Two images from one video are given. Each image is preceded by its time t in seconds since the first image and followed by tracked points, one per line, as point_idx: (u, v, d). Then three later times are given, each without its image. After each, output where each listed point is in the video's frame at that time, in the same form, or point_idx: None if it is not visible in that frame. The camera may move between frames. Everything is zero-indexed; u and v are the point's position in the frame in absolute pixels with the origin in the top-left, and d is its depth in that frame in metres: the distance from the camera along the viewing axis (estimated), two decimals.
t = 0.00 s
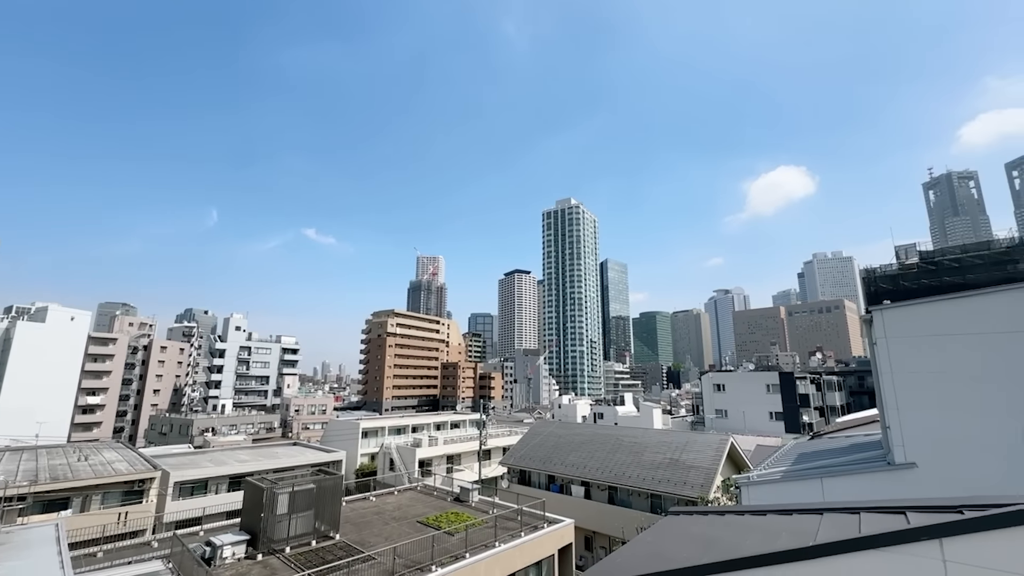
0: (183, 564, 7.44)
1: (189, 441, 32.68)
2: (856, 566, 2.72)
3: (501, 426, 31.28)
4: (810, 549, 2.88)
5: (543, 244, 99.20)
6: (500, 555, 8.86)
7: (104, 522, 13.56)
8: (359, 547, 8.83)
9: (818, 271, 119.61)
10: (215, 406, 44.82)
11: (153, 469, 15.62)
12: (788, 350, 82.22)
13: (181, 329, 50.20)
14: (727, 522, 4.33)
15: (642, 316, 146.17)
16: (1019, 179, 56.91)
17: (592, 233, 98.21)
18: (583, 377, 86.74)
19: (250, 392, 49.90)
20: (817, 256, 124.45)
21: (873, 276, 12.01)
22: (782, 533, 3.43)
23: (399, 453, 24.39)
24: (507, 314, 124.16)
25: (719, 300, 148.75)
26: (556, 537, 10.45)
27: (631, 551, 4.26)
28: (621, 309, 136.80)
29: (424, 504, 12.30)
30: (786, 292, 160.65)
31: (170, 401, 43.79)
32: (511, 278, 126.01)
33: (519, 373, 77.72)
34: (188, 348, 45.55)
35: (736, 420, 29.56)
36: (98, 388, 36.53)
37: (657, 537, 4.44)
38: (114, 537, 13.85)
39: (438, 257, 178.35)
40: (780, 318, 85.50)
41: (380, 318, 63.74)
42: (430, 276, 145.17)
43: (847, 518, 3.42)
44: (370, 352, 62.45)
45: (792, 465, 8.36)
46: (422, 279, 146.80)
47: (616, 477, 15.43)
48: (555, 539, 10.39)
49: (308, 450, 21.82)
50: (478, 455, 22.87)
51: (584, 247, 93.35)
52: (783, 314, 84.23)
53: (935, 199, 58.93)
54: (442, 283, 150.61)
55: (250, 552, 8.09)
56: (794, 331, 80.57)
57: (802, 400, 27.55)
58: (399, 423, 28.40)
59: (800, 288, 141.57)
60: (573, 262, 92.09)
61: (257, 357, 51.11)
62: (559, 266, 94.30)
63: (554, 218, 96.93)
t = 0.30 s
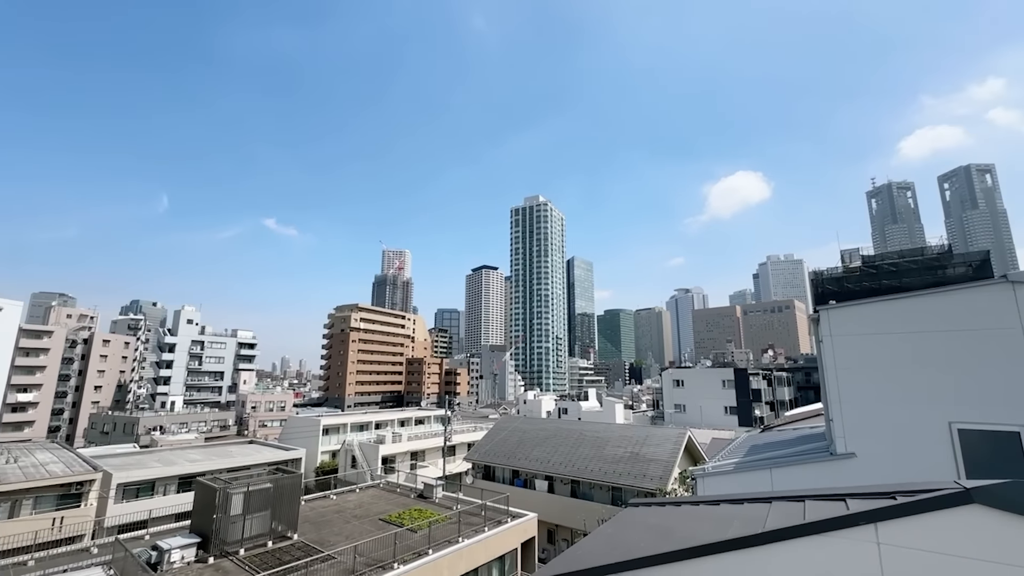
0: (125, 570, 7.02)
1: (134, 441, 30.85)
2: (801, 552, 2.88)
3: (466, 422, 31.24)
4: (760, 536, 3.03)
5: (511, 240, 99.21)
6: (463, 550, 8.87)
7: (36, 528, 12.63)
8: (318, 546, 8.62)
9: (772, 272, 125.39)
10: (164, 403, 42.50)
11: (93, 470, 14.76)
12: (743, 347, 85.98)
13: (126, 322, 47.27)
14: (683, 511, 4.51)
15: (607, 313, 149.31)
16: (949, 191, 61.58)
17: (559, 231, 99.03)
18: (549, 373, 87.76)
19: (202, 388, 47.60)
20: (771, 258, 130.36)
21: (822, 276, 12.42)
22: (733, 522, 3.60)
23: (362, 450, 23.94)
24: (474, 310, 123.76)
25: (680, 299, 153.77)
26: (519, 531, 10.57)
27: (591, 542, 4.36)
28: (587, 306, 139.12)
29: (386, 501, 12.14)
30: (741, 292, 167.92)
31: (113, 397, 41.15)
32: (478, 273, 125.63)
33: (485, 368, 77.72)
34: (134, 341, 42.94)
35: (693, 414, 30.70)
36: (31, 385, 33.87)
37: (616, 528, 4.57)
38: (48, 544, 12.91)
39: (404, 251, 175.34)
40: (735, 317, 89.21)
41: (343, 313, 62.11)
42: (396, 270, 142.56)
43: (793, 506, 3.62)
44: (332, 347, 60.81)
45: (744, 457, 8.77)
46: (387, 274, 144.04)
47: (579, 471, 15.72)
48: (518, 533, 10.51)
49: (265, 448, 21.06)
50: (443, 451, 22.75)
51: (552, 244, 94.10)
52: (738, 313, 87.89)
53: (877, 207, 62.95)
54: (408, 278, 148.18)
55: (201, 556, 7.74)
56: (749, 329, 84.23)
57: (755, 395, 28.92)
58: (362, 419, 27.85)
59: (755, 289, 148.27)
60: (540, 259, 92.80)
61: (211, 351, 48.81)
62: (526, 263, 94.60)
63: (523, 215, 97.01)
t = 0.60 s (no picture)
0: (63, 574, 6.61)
1: (73, 438, 28.89)
2: (744, 535, 3.05)
3: (431, 415, 31.06)
4: (706, 521, 3.19)
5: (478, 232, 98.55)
6: (425, 543, 8.86)
7: None
8: (274, 543, 8.41)
9: (729, 269, 130.63)
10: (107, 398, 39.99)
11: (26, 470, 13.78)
12: (701, 340, 89.36)
13: (62, 310, 44.04)
14: (639, 499, 4.68)
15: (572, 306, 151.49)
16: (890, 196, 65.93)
17: (526, 224, 99.18)
18: (514, 365, 88.42)
19: (150, 381, 45.07)
20: (728, 255, 135.62)
21: (775, 274, 13.03)
22: (685, 509, 3.77)
23: (323, 443, 23.41)
24: (440, 302, 122.64)
25: (642, 293, 157.94)
26: (483, 522, 10.68)
27: (552, 531, 4.45)
28: (552, 299, 140.76)
29: (348, 495, 11.96)
30: (700, 288, 174.19)
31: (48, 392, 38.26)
32: (445, 265, 124.33)
33: (451, 361, 77.41)
34: (73, 332, 40.05)
35: (653, 405, 31.76)
36: None
37: (576, 517, 4.69)
38: None
39: (368, 241, 171.24)
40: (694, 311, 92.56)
41: (303, 303, 60.13)
42: (360, 261, 139.11)
43: (738, 492, 3.83)
44: (291, 339, 58.85)
45: (698, 446, 9.17)
46: (351, 264, 140.30)
47: (542, 462, 15.98)
48: (482, 524, 10.61)
49: (219, 444, 20.22)
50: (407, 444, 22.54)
51: (519, 237, 94.21)
52: (697, 308, 91.10)
53: (825, 209, 66.57)
54: (372, 268, 144.96)
55: (148, 557, 7.39)
56: (706, 322, 87.54)
57: (710, 386, 30.24)
58: (323, 412, 27.19)
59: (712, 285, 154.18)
60: (507, 253, 92.80)
61: (160, 343, 46.26)
62: (493, 255, 94.35)
63: (490, 207, 96.42)
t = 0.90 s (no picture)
0: None
1: None
2: (683, 522, 3.23)
3: (385, 410, 30.51)
4: (649, 509, 3.35)
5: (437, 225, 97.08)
6: (378, 540, 8.73)
7: None
8: (216, 546, 8.02)
9: (680, 268, 136.10)
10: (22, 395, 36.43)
11: None
12: (652, 336, 92.78)
13: None
14: (587, 490, 4.84)
15: (530, 302, 152.91)
16: (824, 205, 71.06)
17: (486, 218, 98.79)
18: (472, 359, 88.38)
19: (74, 376, 41.47)
20: (680, 255, 141.23)
21: (720, 274, 13.79)
22: (632, 497, 3.94)
23: (270, 441, 22.46)
24: (397, 295, 120.18)
25: (598, 290, 161.74)
26: (437, 517, 10.65)
27: (502, 524, 4.52)
28: (510, 295, 141.53)
29: (296, 494, 11.57)
30: (652, 286, 180.60)
31: None
32: (402, 258, 121.73)
33: (407, 355, 76.24)
34: None
35: (606, 398, 32.75)
36: None
37: (527, 510, 4.80)
38: None
39: (322, 231, 164.90)
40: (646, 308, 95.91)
41: (250, 294, 57.15)
42: (313, 251, 133.71)
43: (679, 480, 4.06)
44: (236, 332, 55.83)
45: (647, 439, 9.55)
46: (302, 254, 134.57)
47: (497, 455, 16.11)
48: (436, 519, 10.59)
49: (153, 443, 18.94)
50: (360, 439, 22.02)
51: (478, 232, 93.71)
52: (648, 305, 94.42)
53: (768, 214, 70.77)
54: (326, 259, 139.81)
55: (70, 566, 6.83)
56: (658, 319, 90.84)
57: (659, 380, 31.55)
58: (271, 408, 26.05)
59: (664, 284, 160.25)
60: (467, 247, 92.20)
61: (85, 334, 42.64)
62: (452, 249, 93.34)
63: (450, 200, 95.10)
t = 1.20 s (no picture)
0: None
1: None
2: (624, 511, 3.38)
3: (333, 406, 29.54)
4: (593, 500, 3.47)
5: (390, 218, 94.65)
6: (323, 540, 8.49)
7: None
8: (141, 555, 7.47)
9: (630, 267, 140.66)
10: None
11: None
12: (602, 332, 95.37)
13: None
14: (536, 483, 4.96)
15: (484, 297, 152.64)
16: (761, 211, 76.06)
17: (441, 212, 97.47)
18: (424, 355, 87.33)
19: None
20: (630, 254, 145.84)
21: (667, 274, 14.43)
22: (578, 488, 4.08)
23: (205, 440, 21.16)
24: (346, 288, 116.26)
25: (551, 287, 164.09)
26: (385, 515, 10.48)
27: (451, 519, 4.55)
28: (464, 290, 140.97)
29: (234, 496, 10.99)
30: (603, 284, 185.45)
31: None
32: (353, 250, 117.81)
33: (356, 350, 74.09)
34: None
35: (556, 393, 33.42)
36: None
37: (476, 504, 4.85)
38: None
39: (266, 220, 156.46)
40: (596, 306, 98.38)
41: (185, 284, 53.43)
42: (256, 240, 126.65)
43: (622, 470, 4.24)
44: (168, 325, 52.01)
45: (594, 432, 9.85)
46: (244, 243, 127.16)
47: (448, 451, 16.05)
48: (384, 517, 10.45)
49: (69, 445, 17.32)
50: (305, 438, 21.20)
51: (433, 225, 92.32)
52: (599, 302, 97.05)
53: (711, 218, 74.79)
54: (270, 249, 132.84)
55: None
56: (608, 316, 93.53)
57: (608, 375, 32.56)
58: (206, 406, 24.53)
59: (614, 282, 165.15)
60: (420, 240, 90.51)
61: None
62: (405, 242, 91.41)
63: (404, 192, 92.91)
